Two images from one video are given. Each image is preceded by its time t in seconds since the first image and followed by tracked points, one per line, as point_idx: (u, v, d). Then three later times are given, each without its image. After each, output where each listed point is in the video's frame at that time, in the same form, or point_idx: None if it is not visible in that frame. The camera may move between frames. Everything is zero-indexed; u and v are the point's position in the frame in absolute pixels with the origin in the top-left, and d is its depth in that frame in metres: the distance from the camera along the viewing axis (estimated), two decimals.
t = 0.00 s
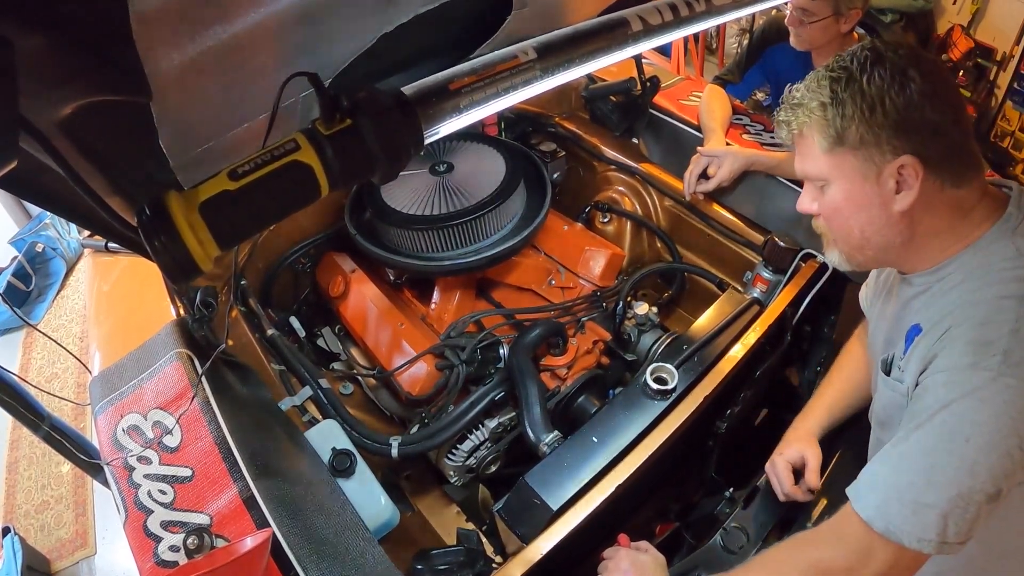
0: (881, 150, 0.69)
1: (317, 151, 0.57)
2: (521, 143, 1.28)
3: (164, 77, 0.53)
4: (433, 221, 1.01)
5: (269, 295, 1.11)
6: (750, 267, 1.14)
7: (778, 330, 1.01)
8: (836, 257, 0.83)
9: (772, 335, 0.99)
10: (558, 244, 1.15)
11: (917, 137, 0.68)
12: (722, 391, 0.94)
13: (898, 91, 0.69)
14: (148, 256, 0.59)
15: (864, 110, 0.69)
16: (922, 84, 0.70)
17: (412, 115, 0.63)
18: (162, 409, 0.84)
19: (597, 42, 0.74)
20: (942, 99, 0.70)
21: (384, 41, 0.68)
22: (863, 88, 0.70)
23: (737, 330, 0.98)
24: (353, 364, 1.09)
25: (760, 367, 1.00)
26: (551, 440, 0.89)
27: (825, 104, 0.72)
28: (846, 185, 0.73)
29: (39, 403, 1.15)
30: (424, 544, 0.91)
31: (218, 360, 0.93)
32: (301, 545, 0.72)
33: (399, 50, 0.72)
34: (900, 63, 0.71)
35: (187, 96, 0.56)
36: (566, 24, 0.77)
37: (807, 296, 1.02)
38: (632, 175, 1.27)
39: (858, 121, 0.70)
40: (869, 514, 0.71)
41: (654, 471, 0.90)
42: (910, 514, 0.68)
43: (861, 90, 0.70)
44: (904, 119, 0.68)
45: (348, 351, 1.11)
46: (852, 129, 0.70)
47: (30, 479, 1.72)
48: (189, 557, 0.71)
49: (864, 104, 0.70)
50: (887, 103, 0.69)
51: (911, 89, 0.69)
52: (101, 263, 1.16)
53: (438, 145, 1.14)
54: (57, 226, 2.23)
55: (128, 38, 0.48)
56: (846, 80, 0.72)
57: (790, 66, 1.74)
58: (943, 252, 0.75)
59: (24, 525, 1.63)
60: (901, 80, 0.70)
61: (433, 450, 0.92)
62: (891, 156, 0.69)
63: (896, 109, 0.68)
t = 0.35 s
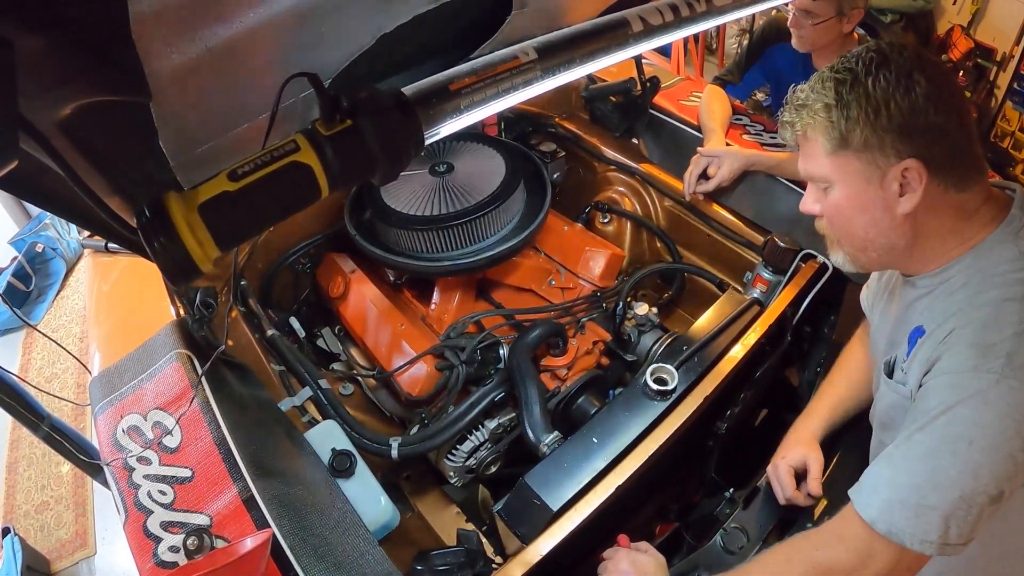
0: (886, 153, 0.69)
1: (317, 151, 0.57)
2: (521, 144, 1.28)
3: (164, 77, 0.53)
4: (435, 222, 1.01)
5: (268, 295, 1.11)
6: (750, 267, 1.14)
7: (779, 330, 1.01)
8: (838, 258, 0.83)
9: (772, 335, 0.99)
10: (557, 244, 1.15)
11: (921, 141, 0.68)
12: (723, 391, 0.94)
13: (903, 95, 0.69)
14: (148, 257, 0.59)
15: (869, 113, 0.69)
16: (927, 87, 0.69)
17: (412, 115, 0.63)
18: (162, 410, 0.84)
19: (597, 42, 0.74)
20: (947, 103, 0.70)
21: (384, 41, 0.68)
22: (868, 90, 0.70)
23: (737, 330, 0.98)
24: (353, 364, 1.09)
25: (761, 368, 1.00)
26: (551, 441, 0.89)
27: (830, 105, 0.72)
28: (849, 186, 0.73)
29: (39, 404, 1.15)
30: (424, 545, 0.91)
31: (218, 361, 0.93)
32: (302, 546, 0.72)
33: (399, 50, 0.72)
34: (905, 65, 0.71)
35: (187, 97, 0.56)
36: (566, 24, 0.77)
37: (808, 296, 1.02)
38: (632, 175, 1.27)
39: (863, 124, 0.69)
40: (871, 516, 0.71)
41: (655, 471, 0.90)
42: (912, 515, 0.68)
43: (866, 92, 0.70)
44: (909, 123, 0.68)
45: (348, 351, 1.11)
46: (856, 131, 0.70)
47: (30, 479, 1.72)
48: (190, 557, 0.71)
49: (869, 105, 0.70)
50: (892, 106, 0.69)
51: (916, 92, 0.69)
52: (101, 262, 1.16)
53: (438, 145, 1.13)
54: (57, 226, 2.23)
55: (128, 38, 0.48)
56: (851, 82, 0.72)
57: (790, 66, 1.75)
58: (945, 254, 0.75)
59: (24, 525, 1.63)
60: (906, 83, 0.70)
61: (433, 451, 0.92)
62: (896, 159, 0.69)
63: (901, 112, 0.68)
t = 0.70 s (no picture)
0: (888, 152, 0.69)
1: (317, 151, 0.57)
2: (521, 144, 1.28)
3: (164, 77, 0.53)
4: (436, 221, 1.01)
5: (268, 295, 1.11)
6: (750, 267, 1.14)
7: (779, 330, 1.01)
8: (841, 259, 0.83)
9: (772, 335, 0.99)
10: (557, 244, 1.15)
11: (923, 140, 0.68)
12: (723, 391, 0.94)
13: (906, 93, 0.69)
14: (148, 257, 0.59)
15: (871, 112, 0.69)
16: (930, 86, 0.69)
17: (412, 115, 0.63)
18: (162, 409, 0.84)
19: (597, 42, 0.74)
20: (949, 102, 0.70)
21: (384, 41, 0.68)
22: (871, 89, 0.70)
23: (737, 330, 0.98)
24: (352, 364, 1.09)
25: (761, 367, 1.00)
26: (551, 440, 0.89)
27: (833, 104, 0.72)
28: (851, 186, 0.73)
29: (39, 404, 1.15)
30: (423, 544, 0.91)
31: (218, 361, 0.93)
32: (302, 545, 0.72)
33: (399, 50, 0.72)
34: (908, 65, 0.71)
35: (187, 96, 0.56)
36: (566, 24, 0.77)
37: (808, 296, 1.02)
38: (632, 175, 1.27)
39: (865, 122, 0.70)
40: (871, 515, 0.71)
41: (655, 470, 0.90)
42: (913, 515, 0.68)
43: (868, 91, 0.70)
44: (911, 121, 0.68)
45: (348, 351, 1.11)
46: (858, 130, 0.70)
47: (30, 478, 1.72)
48: (189, 557, 0.71)
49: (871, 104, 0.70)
50: (894, 104, 0.69)
51: (918, 92, 0.69)
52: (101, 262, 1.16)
53: (439, 144, 1.14)
54: (57, 226, 2.23)
55: (128, 38, 0.48)
56: (854, 81, 0.72)
57: (790, 65, 1.75)
58: (946, 253, 0.75)
59: (24, 525, 1.63)
60: (908, 82, 0.70)
61: (433, 450, 0.92)
62: (897, 157, 0.69)
63: (903, 111, 0.68)
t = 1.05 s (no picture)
0: (890, 152, 0.69)
1: (317, 151, 0.57)
2: (521, 144, 1.28)
3: (164, 77, 0.53)
4: (437, 221, 1.01)
5: (268, 295, 1.11)
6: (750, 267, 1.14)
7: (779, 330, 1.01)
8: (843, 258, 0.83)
9: (772, 335, 0.99)
10: (557, 244, 1.15)
11: (925, 139, 0.68)
12: (723, 391, 0.94)
13: (908, 93, 0.69)
14: (148, 257, 0.59)
15: (873, 112, 0.69)
16: (932, 86, 0.69)
17: (412, 116, 0.63)
18: (162, 409, 0.84)
19: (598, 41, 0.74)
20: (951, 102, 0.69)
21: (384, 42, 0.68)
22: (873, 89, 0.70)
23: (737, 330, 0.98)
24: (353, 364, 1.09)
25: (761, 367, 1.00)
26: (551, 441, 0.89)
27: (835, 104, 0.72)
28: (852, 186, 0.73)
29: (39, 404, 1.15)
30: (423, 545, 0.91)
31: (218, 361, 0.93)
32: (302, 545, 0.72)
33: (400, 50, 0.72)
34: (911, 64, 0.71)
35: (187, 97, 0.56)
36: (566, 24, 0.77)
37: (808, 295, 1.02)
38: (632, 175, 1.27)
39: (867, 122, 0.70)
40: (871, 515, 0.71)
41: (655, 470, 0.90)
42: (913, 515, 0.68)
43: (870, 91, 0.70)
44: (913, 121, 0.68)
45: (348, 351, 1.11)
46: (860, 130, 0.70)
47: (30, 479, 1.72)
48: (189, 557, 0.71)
49: (873, 104, 0.70)
50: (896, 104, 0.69)
51: (920, 91, 0.69)
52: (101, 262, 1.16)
53: (440, 144, 1.14)
54: (58, 226, 2.23)
55: (128, 39, 0.48)
56: (856, 80, 0.72)
57: (790, 65, 1.75)
58: (948, 254, 0.75)
59: (24, 525, 1.63)
60: (910, 82, 0.69)
61: (434, 451, 0.92)
62: (899, 157, 0.69)
63: (905, 111, 0.68)
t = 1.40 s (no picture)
0: (892, 152, 0.69)
1: (317, 151, 0.57)
2: (521, 144, 1.28)
3: (164, 78, 0.53)
4: (437, 220, 1.01)
5: (268, 295, 1.11)
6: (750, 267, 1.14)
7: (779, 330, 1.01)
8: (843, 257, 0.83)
9: (772, 335, 0.99)
10: (557, 244, 1.15)
11: (926, 139, 0.68)
12: (724, 391, 0.94)
13: (909, 93, 0.69)
14: (148, 257, 0.59)
15: (875, 111, 0.69)
16: (934, 86, 0.69)
17: (412, 116, 0.63)
18: (162, 409, 0.84)
19: (598, 41, 0.74)
20: (953, 102, 0.69)
21: (384, 42, 0.68)
22: (874, 88, 0.70)
23: (737, 330, 0.98)
24: (352, 364, 1.09)
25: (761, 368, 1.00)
26: (551, 440, 0.89)
27: (836, 103, 0.72)
28: (853, 185, 0.73)
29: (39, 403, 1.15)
30: (423, 545, 0.91)
31: (218, 361, 0.93)
32: (302, 545, 0.72)
33: (399, 51, 0.72)
34: (913, 63, 0.70)
35: (187, 98, 0.56)
36: (566, 24, 0.77)
37: (809, 295, 1.02)
38: (632, 175, 1.27)
39: (868, 121, 0.70)
40: (871, 515, 0.71)
41: (655, 470, 0.90)
42: (913, 516, 0.68)
43: (872, 90, 0.70)
44: (914, 120, 0.68)
45: (348, 351, 1.11)
46: (862, 130, 0.70)
47: (30, 479, 1.72)
48: (189, 557, 0.71)
49: (874, 104, 0.70)
50: (898, 103, 0.68)
51: (922, 91, 0.69)
52: (100, 262, 1.16)
53: (440, 143, 1.14)
54: (58, 226, 2.24)
55: (128, 39, 0.48)
56: (857, 80, 0.72)
57: (790, 66, 1.75)
58: (949, 254, 0.75)
59: (24, 525, 1.63)
60: (912, 81, 0.69)
61: (434, 450, 0.92)
62: (901, 157, 0.69)
63: (908, 111, 0.68)
